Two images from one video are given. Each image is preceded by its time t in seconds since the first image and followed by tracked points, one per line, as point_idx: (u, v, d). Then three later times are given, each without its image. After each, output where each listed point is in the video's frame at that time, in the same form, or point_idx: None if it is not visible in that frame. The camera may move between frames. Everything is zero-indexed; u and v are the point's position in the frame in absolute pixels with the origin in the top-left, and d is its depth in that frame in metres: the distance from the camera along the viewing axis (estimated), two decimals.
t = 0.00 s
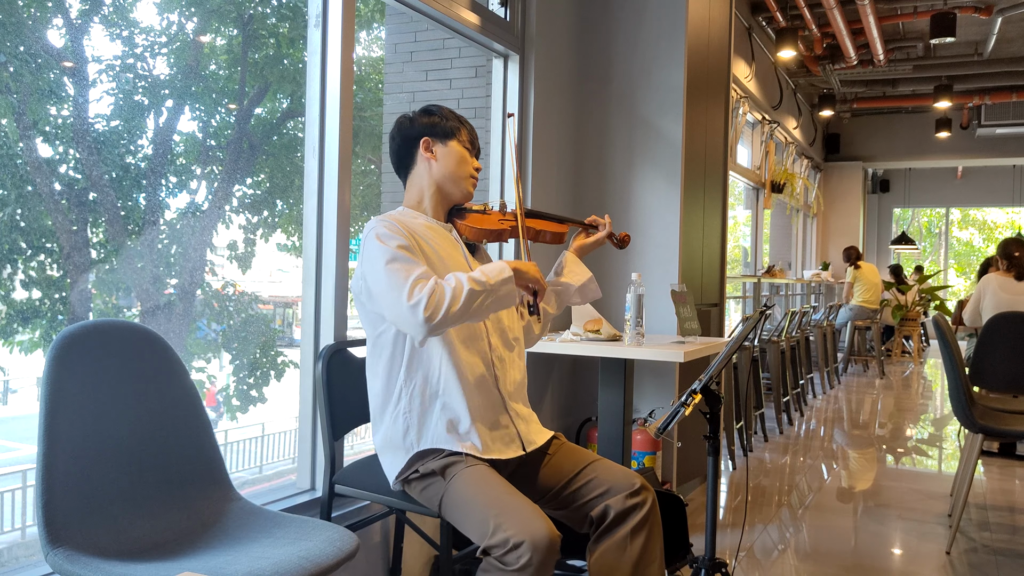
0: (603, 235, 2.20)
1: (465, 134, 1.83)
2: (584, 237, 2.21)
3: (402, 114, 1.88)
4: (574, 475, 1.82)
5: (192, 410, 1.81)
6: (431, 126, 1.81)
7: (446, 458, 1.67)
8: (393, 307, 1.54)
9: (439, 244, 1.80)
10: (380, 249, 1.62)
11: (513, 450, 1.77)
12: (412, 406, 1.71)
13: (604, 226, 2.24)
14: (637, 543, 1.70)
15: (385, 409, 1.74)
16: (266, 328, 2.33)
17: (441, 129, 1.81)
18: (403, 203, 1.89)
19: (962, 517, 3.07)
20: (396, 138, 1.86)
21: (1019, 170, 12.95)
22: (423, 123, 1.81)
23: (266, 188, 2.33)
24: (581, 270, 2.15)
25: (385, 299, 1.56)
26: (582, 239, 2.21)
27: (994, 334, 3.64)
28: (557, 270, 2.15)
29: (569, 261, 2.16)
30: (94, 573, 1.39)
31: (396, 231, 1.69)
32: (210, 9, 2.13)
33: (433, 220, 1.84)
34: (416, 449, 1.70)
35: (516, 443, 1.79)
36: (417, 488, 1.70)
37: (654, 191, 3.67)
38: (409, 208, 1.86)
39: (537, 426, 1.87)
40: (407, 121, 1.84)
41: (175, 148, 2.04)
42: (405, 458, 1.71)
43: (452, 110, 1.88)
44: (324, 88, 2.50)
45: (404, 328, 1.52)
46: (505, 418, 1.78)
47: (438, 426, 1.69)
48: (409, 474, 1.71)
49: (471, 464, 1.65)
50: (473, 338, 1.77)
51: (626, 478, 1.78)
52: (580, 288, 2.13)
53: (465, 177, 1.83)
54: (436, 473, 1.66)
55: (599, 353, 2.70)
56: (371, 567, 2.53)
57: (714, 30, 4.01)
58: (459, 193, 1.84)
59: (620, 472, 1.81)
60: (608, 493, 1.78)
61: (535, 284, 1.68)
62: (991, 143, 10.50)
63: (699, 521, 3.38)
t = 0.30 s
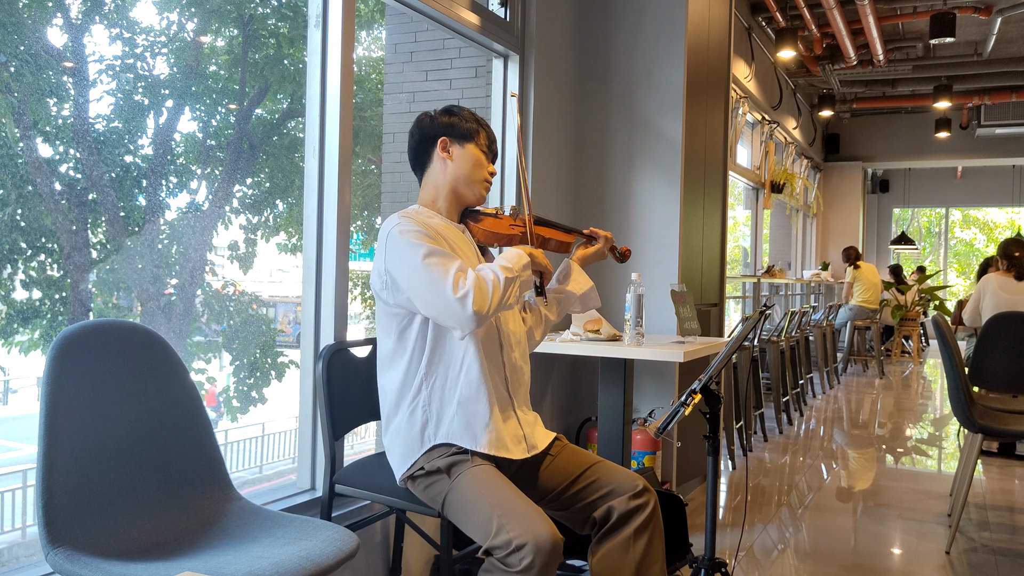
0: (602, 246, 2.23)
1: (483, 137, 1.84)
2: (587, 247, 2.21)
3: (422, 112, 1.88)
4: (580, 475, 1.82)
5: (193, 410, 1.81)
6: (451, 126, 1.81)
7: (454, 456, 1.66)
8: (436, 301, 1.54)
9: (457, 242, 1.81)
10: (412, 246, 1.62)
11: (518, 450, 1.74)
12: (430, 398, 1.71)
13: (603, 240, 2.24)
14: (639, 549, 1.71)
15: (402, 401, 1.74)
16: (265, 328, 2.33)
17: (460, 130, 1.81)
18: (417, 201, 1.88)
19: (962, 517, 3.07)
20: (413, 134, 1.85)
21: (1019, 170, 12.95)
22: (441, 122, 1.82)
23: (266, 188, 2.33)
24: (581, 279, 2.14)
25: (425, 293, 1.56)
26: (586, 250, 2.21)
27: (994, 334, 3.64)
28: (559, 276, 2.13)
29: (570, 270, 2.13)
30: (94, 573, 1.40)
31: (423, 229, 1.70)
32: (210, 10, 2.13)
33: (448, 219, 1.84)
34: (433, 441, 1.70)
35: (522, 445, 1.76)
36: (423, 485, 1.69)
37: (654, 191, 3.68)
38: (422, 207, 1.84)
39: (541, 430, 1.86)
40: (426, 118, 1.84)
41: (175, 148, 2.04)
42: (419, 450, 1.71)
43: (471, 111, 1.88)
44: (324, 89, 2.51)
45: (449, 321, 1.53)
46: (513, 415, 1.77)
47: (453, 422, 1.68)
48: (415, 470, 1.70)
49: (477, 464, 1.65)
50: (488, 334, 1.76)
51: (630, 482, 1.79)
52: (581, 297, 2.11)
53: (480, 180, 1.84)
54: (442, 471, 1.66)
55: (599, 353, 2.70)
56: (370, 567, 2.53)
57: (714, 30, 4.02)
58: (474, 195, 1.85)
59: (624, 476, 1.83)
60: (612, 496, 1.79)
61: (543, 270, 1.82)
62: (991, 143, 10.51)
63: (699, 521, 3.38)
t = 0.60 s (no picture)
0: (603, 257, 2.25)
1: (493, 138, 1.82)
2: (591, 259, 2.26)
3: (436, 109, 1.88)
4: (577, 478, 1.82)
5: (193, 411, 1.81)
6: (461, 126, 1.81)
7: (456, 456, 1.66)
8: (412, 325, 1.56)
9: (462, 249, 1.78)
10: (408, 258, 1.61)
11: (523, 454, 1.77)
12: (427, 408, 1.71)
13: (604, 249, 2.25)
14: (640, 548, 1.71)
15: (399, 412, 1.74)
16: (265, 327, 2.33)
17: (470, 131, 1.80)
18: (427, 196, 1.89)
19: (962, 517, 3.07)
20: (425, 131, 1.85)
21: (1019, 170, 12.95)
22: (452, 121, 1.81)
23: (266, 188, 2.33)
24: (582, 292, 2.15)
25: (405, 311, 1.57)
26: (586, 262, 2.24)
27: (994, 334, 3.64)
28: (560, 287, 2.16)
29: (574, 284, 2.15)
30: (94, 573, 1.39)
31: (424, 238, 1.67)
32: (210, 9, 2.13)
33: (454, 220, 1.84)
34: (430, 451, 1.69)
35: (525, 449, 1.78)
36: (426, 483, 1.70)
37: (654, 191, 3.67)
38: (431, 204, 1.85)
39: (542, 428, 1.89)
40: (439, 116, 1.83)
41: (175, 148, 2.04)
42: (419, 458, 1.71)
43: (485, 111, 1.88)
44: (324, 89, 2.51)
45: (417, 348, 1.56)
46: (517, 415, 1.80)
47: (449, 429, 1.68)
48: (418, 469, 1.71)
49: (480, 464, 1.64)
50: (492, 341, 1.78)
51: (629, 482, 1.78)
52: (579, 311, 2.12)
53: (489, 182, 1.82)
54: (446, 469, 1.66)
55: (599, 354, 2.70)
56: (370, 566, 2.53)
57: (715, 30, 4.01)
58: (481, 197, 1.84)
59: (623, 476, 1.82)
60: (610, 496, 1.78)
61: (553, 321, 1.69)
62: (991, 143, 10.50)
63: (699, 521, 3.38)
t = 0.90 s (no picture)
0: (607, 247, 2.18)
1: (482, 133, 1.80)
2: (596, 251, 2.20)
3: (427, 109, 1.89)
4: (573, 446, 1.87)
5: (193, 411, 1.81)
6: (450, 124, 1.80)
7: (452, 453, 1.66)
8: (380, 329, 1.59)
9: (452, 253, 1.77)
10: (388, 262, 1.62)
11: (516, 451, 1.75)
12: (415, 410, 1.72)
13: (607, 239, 2.17)
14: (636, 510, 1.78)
15: (392, 420, 1.76)
16: (266, 328, 2.33)
17: (458, 128, 1.80)
18: (422, 198, 1.92)
19: (962, 517, 3.07)
20: (417, 132, 1.87)
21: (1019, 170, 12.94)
22: (439, 121, 1.82)
23: (266, 188, 2.33)
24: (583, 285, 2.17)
25: (377, 315, 1.60)
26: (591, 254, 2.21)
27: (994, 334, 3.64)
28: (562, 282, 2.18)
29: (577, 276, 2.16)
30: (94, 573, 1.39)
31: (409, 242, 1.68)
32: (209, 10, 2.13)
33: (448, 221, 1.85)
34: (421, 452, 1.69)
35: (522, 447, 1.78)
36: (424, 483, 1.70)
37: (654, 191, 3.67)
38: (425, 206, 1.87)
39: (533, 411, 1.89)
40: (428, 117, 1.85)
41: (175, 148, 2.04)
42: (412, 461, 1.70)
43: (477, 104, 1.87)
44: (324, 89, 2.51)
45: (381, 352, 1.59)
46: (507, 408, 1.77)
47: (439, 430, 1.69)
48: (415, 468, 1.70)
49: (477, 460, 1.65)
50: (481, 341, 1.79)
51: (624, 445, 1.83)
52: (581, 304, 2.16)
53: (480, 178, 1.81)
54: (443, 468, 1.66)
55: (599, 353, 2.70)
56: (370, 567, 2.53)
57: (714, 30, 4.01)
58: (474, 194, 1.83)
59: (616, 440, 1.87)
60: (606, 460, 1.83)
61: (544, 382, 1.63)
62: (991, 143, 10.51)
63: (699, 521, 3.38)
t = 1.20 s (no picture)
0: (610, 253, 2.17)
1: (489, 137, 1.80)
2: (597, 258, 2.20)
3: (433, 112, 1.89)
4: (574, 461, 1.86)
5: (193, 411, 1.81)
6: (456, 126, 1.80)
7: (451, 456, 1.67)
8: (377, 319, 1.60)
9: (456, 252, 1.77)
10: (392, 254, 1.63)
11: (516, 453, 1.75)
12: (415, 404, 1.72)
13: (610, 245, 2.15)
14: (624, 537, 1.85)
15: (389, 413, 1.75)
16: (266, 328, 2.33)
17: (464, 131, 1.80)
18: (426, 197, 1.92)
19: (962, 517, 3.07)
20: (422, 134, 1.87)
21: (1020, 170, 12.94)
22: (446, 123, 1.82)
23: (266, 187, 2.33)
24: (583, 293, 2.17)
25: (374, 303, 1.62)
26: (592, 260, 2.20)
27: (994, 334, 3.64)
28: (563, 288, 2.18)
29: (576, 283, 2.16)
30: (94, 573, 1.39)
31: (415, 236, 1.68)
32: (209, 10, 2.13)
33: (452, 219, 1.85)
34: (420, 448, 1.69)
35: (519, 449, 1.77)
36: (421, 484, 1.70)
37: (654, 191, 3.67)
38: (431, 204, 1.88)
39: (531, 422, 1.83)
40: (435, 118, 1.84)
41: (175, 148, 2.04)
42: (409, 457, 1.71)
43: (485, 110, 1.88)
44: (324, 89, 2.50)
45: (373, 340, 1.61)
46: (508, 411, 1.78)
47: (439, 427, 1.69)
48: (413, 469, 1.71)
49: (475, 462, 1.65)
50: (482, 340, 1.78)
51: (627, 476, 1.83)
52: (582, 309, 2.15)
53: (485, 181, 1.82)
54: (441, 469, 1.66)
55: (599, 353, 2.70)
56: (371, 567, 2.53)
57: (714, 30, 4.01)
58: (478, 196, 1.83)
59: (619, 463, 1.87)
60: (608, 485, 1.84)
61: (534, 417, 1.57)
62: (991, 143, 10.51)
63: (699, 521, 3.38)
